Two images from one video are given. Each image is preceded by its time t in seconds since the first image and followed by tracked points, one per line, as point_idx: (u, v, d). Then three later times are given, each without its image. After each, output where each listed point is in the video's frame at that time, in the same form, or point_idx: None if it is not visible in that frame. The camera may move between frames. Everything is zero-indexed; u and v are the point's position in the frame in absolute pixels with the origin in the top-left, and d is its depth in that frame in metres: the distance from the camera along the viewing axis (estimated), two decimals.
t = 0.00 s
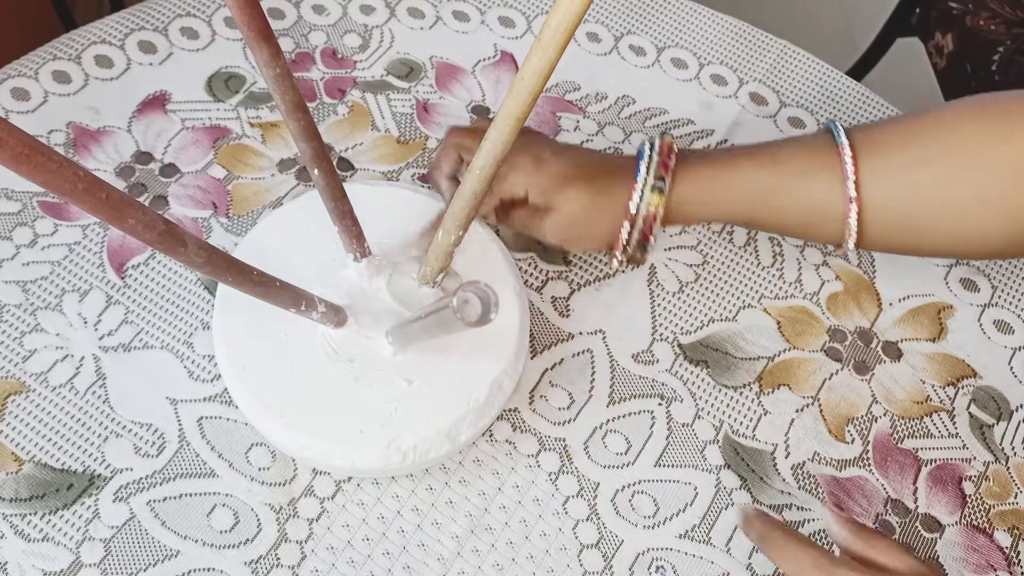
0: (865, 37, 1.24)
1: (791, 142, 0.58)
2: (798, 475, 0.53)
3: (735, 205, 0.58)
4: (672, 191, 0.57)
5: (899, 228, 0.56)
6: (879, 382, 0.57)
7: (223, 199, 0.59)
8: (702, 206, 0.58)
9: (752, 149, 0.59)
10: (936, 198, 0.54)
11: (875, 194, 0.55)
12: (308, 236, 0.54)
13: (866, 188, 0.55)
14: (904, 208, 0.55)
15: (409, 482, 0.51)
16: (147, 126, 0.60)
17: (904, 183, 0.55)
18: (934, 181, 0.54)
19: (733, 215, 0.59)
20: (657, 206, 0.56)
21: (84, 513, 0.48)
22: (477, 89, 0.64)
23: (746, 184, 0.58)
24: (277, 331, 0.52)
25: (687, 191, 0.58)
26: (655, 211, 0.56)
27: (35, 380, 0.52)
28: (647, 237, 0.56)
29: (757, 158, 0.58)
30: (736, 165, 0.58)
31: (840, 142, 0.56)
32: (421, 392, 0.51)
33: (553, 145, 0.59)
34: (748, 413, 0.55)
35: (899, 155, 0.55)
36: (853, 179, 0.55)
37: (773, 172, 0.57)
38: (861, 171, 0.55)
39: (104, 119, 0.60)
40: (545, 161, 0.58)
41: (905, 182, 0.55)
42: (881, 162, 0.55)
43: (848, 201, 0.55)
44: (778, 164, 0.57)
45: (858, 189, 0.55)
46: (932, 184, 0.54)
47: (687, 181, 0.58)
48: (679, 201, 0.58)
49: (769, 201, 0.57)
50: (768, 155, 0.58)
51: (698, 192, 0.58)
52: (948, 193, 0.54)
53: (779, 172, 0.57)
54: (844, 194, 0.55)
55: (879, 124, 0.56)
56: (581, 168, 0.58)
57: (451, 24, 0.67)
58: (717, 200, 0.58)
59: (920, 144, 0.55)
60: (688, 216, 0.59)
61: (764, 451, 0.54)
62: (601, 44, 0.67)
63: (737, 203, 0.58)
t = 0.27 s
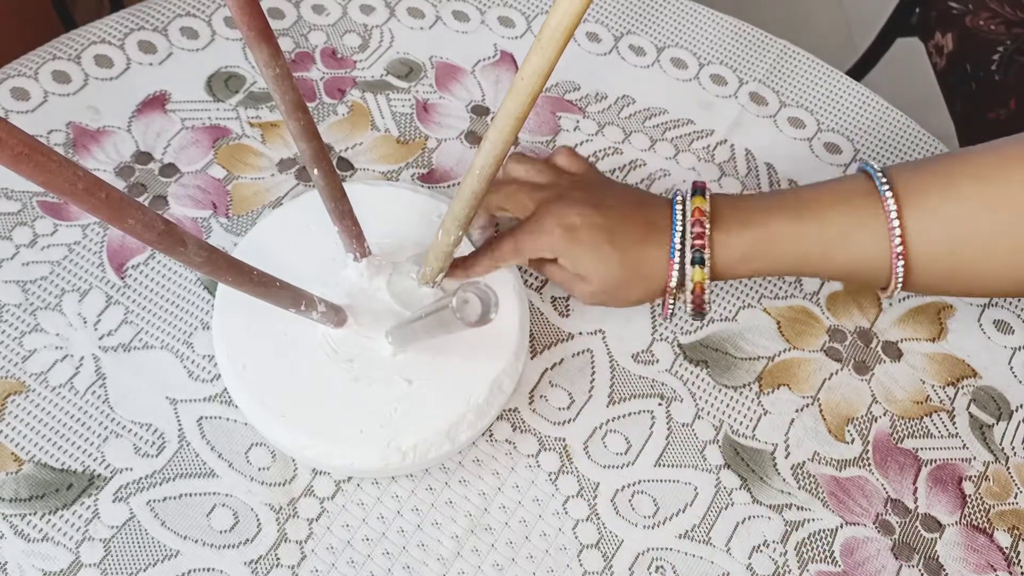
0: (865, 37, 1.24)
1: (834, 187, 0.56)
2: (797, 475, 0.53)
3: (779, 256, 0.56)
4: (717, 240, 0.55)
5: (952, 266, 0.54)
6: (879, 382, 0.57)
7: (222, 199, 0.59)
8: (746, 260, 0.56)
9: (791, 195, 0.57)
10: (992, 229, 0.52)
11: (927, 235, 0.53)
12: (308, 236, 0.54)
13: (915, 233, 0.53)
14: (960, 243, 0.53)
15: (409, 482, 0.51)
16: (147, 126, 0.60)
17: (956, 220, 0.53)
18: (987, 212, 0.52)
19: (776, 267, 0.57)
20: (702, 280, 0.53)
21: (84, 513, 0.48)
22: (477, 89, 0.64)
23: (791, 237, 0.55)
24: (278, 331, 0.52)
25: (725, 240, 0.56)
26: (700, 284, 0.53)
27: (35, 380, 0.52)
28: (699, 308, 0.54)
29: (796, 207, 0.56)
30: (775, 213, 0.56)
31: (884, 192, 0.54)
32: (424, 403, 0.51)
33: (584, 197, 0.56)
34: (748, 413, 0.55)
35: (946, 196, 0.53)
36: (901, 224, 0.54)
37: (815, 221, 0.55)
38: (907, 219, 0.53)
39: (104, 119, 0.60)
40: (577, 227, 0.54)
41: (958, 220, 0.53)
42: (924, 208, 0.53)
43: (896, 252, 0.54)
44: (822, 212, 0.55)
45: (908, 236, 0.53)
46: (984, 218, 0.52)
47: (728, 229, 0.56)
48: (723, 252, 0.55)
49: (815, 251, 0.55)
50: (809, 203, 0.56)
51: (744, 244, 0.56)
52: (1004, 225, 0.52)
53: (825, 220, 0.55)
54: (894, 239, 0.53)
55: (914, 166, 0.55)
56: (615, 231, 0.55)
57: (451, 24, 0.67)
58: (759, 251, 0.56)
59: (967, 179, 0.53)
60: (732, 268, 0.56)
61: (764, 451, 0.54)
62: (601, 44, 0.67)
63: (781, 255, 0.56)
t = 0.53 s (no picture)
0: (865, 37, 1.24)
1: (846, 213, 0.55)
2: (797, 475, 0.53)
3: (795, 285, 0.55)
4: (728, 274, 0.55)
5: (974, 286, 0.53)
6: (879, 382, 0.57)
7: (223, 199, 0.59)
8: (765, 286, 0.55)
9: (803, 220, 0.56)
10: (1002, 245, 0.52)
11: (940, 259, 0.53)
12: (308, 236, 0.54)
13: (929, 261, 0.53)
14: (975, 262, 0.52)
15: (409, 482, 0.51)
16: (147, 126, 0.60)
17: (965, 242, 0.52)
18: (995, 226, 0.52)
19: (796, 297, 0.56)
20: (707, 312, 0.53)
21: (84, 513, 0.48)
22: (477, 89, 0.64)
23: (806, 265, 0.55)
24: (278, 331, 0.52)
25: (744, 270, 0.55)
26: (704, 317, 0.53)
27: (35, 380, 0.52)
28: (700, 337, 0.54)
29: (811, 234, 0.55)
30: (790, 239, 0.55)
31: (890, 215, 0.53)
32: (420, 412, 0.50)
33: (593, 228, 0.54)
34: (748, 413, 0.55)
35: (949, 218, 0.53)
36: (907, 254, 0.53)
37: (833, 248, 0.55)
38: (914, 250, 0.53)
39: (104, 119, 0.60)
40: (582, 255, 0.53)
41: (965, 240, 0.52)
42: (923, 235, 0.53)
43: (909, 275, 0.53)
44: (839, 238, 0.55)
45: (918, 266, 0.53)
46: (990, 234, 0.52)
47: (746, 258, 0.55)
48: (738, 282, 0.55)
49: (831, 277, 0.55)
50: (824, 229, 0.55)
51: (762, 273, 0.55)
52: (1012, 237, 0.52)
53: (838, 246, 0.54)
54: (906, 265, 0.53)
55: (915, 189, 0.54)
56: (626, 260, 0.53)
57: (451, 24, 0.67)
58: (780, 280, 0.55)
59: (974, 194, 0.53)
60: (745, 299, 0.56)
61: (764, 451, 0.54)
62: (601, 44, 0.67)
63: (796, 282, 0.55)
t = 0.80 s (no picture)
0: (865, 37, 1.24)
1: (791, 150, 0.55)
2: (798, 475, 0.53)
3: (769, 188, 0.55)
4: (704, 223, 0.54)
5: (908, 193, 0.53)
6: (879, 382, 0.57)
7: (223, 199, 0.59)
8: (739, 238, 0.55)
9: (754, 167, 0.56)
10: (959, 108, 0.52)
11: (886, 159, 0.53)
12: (308, 236, 0.54)
13: (874, 159, 0.53)
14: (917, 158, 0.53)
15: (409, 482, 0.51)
16: (147, 126, 0.60)
17: (924, 116, 0.52)
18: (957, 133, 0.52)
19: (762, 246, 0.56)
20: (705, 239, 0.52)
21: (84, 513, 0.48)
22: (477, 89, 0.64)
23: (767, 206, 0.55)
24: (278, 331, 0.52)
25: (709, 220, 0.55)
26: (704, 245, 0.52)
27: (35, 380, 0.51)
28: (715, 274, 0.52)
29: (769, 177, 0.55)
30: (752, 186, 0.55)
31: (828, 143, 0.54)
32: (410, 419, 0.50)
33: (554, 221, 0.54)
34: (748, 413, 0.55)
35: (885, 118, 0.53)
36: (855, 157, 0.53)
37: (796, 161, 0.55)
38: (853, 142, 0.53)
39: (104, 119, 0.60)
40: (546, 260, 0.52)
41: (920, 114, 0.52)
42: (885, 105, 0.53)
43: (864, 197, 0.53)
44: (791, 172, 0.55)
45: (873, 149, 0.53)
46: (949, 103, 0.52)
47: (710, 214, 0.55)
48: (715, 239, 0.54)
49: (805, 207, 0.54)
50: (773, 174, 0.55)
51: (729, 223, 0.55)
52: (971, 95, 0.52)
53: (789, 185, 0.55)
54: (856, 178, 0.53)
55: (838, 116, 0.55)
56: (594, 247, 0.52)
57: (451, 24, 0.67)
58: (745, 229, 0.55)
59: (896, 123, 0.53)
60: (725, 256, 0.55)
61: (764, 450, 0.54)
62: (601, 44, 0.67)
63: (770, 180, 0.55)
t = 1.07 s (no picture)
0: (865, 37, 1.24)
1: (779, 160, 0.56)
2: (798, 475, 0.53)
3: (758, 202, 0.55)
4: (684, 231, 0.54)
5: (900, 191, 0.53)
6: (879, 382, 0.57)
7: (223, 199, 0.59)
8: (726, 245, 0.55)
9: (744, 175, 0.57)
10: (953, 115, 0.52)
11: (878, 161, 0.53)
12: (308, 236, 0.54)
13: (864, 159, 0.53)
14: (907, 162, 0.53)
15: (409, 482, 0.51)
16: (147, 126, 0.60)
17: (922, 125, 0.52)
18: (942, 138, 0.52)
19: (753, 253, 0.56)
20: (685, 240, 0.53)
21: (84, 513, 0.48)
22: (477, 89, 0.64)
23: (753, 212, 0.55)
24: (279, 331, 0.52)
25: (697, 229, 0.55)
26: (685, 244, 0.52)
27: (35, 380, 0.51)
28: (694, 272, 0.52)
29: (761, 182, 0.55)
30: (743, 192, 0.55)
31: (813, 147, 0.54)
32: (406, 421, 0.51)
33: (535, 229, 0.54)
34: (749, 413, 0.55)
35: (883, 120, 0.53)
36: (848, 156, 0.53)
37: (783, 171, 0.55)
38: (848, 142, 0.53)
39: (104, 119, 0.60)
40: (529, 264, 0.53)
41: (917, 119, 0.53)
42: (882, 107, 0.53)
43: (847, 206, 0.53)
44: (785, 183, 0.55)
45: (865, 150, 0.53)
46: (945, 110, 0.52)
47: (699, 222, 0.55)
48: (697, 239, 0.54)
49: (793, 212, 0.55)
50: (760, 179, 0.55)
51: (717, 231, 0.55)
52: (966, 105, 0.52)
53: (773, 191, 0.55)
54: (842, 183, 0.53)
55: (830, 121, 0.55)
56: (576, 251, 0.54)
57: (451, 24, 0.67)
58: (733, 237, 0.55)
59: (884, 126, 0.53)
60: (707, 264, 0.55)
61: (764, 450, 0.54)
62: (601, 44, 0.67)
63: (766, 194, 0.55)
